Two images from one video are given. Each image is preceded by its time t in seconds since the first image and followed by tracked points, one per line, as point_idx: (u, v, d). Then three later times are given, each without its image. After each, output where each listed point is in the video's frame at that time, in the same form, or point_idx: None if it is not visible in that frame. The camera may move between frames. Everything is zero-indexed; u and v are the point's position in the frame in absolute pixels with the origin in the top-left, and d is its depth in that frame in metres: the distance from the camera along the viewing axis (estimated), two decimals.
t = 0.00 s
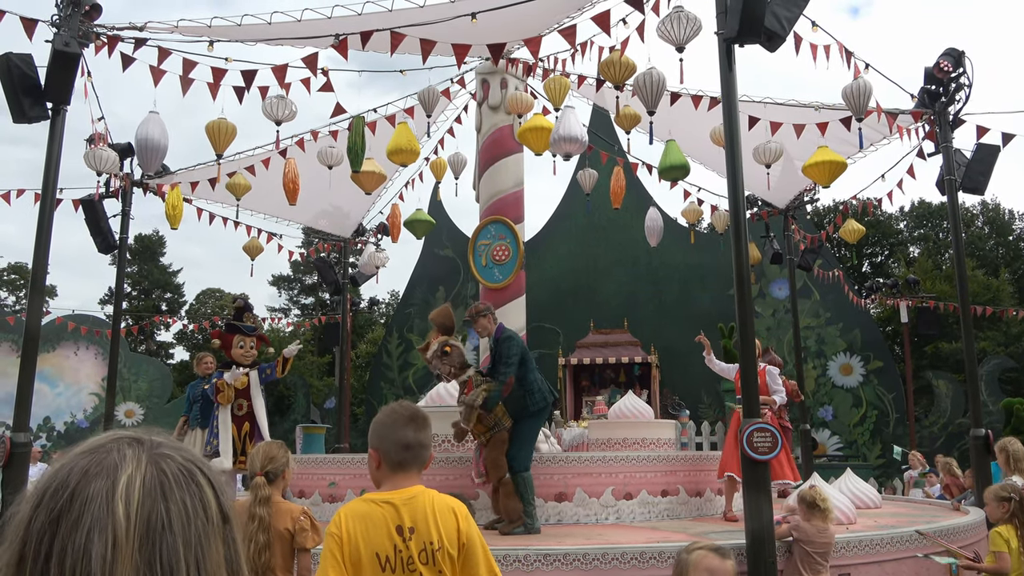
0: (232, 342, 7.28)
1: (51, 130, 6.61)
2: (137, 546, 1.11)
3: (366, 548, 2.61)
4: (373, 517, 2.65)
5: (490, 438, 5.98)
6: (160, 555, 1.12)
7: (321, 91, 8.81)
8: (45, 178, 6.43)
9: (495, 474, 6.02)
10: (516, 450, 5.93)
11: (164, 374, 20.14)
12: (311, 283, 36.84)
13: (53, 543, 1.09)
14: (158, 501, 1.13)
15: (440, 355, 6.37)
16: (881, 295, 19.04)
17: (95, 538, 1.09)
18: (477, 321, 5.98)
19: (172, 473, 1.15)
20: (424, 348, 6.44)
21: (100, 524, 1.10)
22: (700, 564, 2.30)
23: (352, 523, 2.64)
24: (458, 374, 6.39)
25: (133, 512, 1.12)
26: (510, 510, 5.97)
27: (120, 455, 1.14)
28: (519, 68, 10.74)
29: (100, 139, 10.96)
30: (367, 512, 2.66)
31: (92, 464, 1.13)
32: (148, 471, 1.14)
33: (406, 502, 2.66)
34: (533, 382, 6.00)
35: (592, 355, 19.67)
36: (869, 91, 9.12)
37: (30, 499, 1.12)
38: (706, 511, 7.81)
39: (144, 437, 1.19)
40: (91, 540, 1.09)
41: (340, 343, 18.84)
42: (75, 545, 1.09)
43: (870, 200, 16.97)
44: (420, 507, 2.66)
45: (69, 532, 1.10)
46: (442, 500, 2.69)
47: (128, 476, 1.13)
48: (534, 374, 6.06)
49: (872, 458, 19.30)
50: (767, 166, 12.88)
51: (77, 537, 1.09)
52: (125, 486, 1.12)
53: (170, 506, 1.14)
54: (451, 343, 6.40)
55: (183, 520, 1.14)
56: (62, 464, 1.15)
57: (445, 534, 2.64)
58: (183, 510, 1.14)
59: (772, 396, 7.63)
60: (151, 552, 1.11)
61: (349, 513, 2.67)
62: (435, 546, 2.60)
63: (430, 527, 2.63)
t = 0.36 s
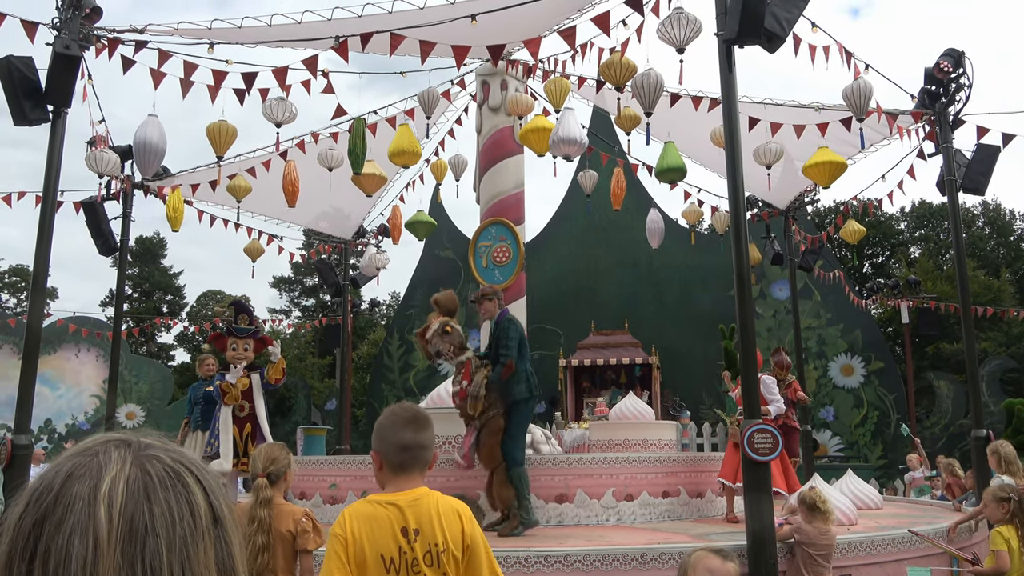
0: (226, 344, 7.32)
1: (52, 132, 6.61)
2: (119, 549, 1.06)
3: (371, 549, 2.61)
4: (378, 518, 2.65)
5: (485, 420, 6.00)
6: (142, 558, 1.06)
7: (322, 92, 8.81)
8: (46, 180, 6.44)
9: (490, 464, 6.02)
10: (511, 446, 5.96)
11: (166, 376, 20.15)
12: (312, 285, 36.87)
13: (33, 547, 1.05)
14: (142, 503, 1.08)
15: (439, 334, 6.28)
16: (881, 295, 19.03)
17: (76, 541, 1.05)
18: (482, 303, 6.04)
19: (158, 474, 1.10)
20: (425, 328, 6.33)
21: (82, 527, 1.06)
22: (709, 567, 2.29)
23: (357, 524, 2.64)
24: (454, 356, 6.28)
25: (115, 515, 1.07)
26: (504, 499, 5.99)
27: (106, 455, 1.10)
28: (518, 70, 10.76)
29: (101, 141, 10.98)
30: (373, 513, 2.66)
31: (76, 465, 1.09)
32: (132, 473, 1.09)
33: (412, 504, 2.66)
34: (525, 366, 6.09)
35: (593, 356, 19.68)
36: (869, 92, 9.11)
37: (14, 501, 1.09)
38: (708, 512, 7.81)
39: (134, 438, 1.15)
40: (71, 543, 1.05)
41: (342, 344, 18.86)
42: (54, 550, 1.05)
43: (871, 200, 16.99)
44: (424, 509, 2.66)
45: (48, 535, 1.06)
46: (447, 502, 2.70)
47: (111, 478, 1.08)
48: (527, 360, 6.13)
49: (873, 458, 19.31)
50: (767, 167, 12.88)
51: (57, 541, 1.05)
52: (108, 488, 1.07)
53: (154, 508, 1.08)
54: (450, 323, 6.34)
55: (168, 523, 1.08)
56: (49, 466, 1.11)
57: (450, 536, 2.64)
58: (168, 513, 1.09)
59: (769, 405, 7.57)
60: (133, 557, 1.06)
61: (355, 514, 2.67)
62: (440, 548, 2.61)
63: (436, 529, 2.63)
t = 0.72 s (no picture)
0: (229, 344, 7.32)
1: (54, 130, 6.62)
2: (111, 547, 1.06)
3: (370, 549, 2.61)
4: (377, 518, 2.65)
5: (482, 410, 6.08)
6: (135, 556, 1.06)
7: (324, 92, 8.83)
8: (48, 178, 6.44)
9: (488, 448, 6.09)
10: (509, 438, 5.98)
11: (166, 375, 20.15)
12: (312, 284, 36.90)
13: (26, 544, 1.06)
14: (134, 500, 1.08)
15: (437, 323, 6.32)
16: (882, 300, 19.02)
17: (68, 539, 1.05)
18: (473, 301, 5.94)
19: (151, 472, 1.10)
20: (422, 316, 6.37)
21: (74, 524, 1.06)
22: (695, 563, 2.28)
23: (356, 524, 2.65)
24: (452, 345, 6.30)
25: (108, 513, 1.07)
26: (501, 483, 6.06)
27: (101, 452, 1.10)
28: (521, 71, 10.78)
29: (102, 139, 10.99)
30: (371, 513, 2.66)
31: (69, 463, 1.09)
32: (125, 470, 1.09)
33: (410, 506, 2.66)
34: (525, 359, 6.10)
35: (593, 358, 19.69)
36: (871, 95, 9.12)
37: (10, 498, 1.10)
38: (707, 515, 7.80)
39: (130, 436, 1.15)
40: (63, 541, 1.05)
41: (342, 345, 18.87)
42: (45, 547, 1.05)
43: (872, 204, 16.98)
44: (423, 510, 2.67)
45: (41, 532, 1.06)
46: (446, 504, 2.70)
47: (105, 475, 1.08)
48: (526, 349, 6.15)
49: (873, 462, 19.31)
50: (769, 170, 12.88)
51: (50, 538, 1.05)
52: (101, 486, 1.07)
53: (146, 506, 1.08)
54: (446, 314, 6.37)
55: (160, 521, 1.08)
56: (47, 462, 1.11)
57: (449, 537, 2.64)
58: (160, 511, 1.09)
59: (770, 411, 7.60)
60: (126, 555, 1.06)
61: (353, 515, 2.67)
62: (438, 550, 2.61)
63: (434, 530, 2.64)
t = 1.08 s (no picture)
0: (231, 346, 7.29)
1: (54, 131, 6.62)
2: (105, 549, 1.05)
3: (371, 550, 2.61)
4: (378, 519, 2.64)
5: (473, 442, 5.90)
6: (130, 554, 1.06)
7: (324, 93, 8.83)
8: (49, 179, 6.45)
9: (473, 493, 5.99)
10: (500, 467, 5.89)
11: (166, 376, 20.15)
12: (313, 285, 36.94)
13: (23, 545, 1.05)
14: (130, 499, 1.07)
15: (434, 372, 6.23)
16: (882, 300, 19.02)
17: (63, 539, 1.05)
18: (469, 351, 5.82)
19: (149, 471, 1.09)
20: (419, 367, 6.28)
21: (70, 523, 1.05)
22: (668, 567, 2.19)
23: (357, 524, 2.64)
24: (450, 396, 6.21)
25: (103, 513, 1.06)
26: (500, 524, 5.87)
27: (100, 451, 1.10)
28: (521, 71, 10.78)
29: (103, 141, 11.00)
30: (371, 514, 2.66)
31: (69, 461, 1.09)
32: (124, 469, 1.09)
33: (411, 506, 2.66)
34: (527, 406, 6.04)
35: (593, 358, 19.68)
36: (871, 96, 9.11)
37: (10, 499, 1.10)
38: (708, 515, 7.79)
39: (130, 435, 1.14)
40: (59, 540, 1.05)
41: (343, 346, 18.85)
42: (42, 547, 1.05)
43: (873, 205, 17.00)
44: (423, 510, 2.66)
45: (37, 531, 1.06)
46: (446, 504, 2.70)
47: (101, 475, 1.07)
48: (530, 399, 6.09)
49: (874, 463, 19.29)
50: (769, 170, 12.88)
51: (46, 537, 1.05)
52: (98, 485, 1.07)
53: (142, 505, 1.07)
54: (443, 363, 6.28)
55: (156, 521, 1.07)
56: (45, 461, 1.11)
57: (449, 538, 2.64)
58: (155, 510, 1.08)
59: (771, 405, 7.61)
60: (121, 554, 1.06)
61: (354, 515, 2.67)
62: (438, 551, 2.61)
63: (435, 531, 2.63)
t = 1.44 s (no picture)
0: (230, 343, 7.29)
1: (55, 125, 6.60)
2: (83, 540, 1.03)
3: (368, 548, 2.59)
4: (375, 517, 2.63)
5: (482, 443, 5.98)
6: (110, 545, 1.04)
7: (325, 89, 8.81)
8: (49, 173, 6.43)
9: (485, 482, 6.03)
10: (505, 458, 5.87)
11: (166, 372, 20.14)
12: (314, 282, 36.93)
13: (4, 535, 1.04)
14: (111, 490, 1.05)
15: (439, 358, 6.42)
16: (883, 301, 19.00)
17: (43, 528, 1.03)
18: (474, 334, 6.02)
19: (133, 462, 1.07)
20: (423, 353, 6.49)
21: (51, 513, 1.04)
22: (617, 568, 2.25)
23: (354, 521, 2.62)
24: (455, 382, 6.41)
25: (84, 502, 1.04)
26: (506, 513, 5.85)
27: (86, 442, 1.09)
28: (523, 70, 10.76)
29: (104, 135, 10.98)
30: (368, 511, 2.64)
31: (57, 451, 1.08)
32: (108, 459, 1.07)
33: (409, 503, 2.65)
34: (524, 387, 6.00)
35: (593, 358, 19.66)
36: (873, 97, 9.09)
37: None
38: (706, 516, 7.78)
39: (121, 427, 1.13)
40: (38, 529, 1.03)
41: (342, 343, 18.82)
42: (23, 536, 1.03)
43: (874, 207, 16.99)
44: (421, 507, 2.65)
45: (18, 520, 1.04)
46: (443, 502, 2.69)
47: (85, 465, 1.06)
48: (529, 382, 6.05)
49: (873, 465, 19.28)
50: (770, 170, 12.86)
51: (27, 526, 1.04)
52: (80, 476, 1.05)
53: (123, 496, 1.06)
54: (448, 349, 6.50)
55: (136, 514, 1.05)
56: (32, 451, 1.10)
57: (446, 535, 2.63)
58: (137, 503, 1.06)
59: (770, 398, 7.58)
60: (99, 546, 1.04)
61: (351, 512, 2.65)
62: (435, 548, 2.59)
63: (432, 528, 2.62)
